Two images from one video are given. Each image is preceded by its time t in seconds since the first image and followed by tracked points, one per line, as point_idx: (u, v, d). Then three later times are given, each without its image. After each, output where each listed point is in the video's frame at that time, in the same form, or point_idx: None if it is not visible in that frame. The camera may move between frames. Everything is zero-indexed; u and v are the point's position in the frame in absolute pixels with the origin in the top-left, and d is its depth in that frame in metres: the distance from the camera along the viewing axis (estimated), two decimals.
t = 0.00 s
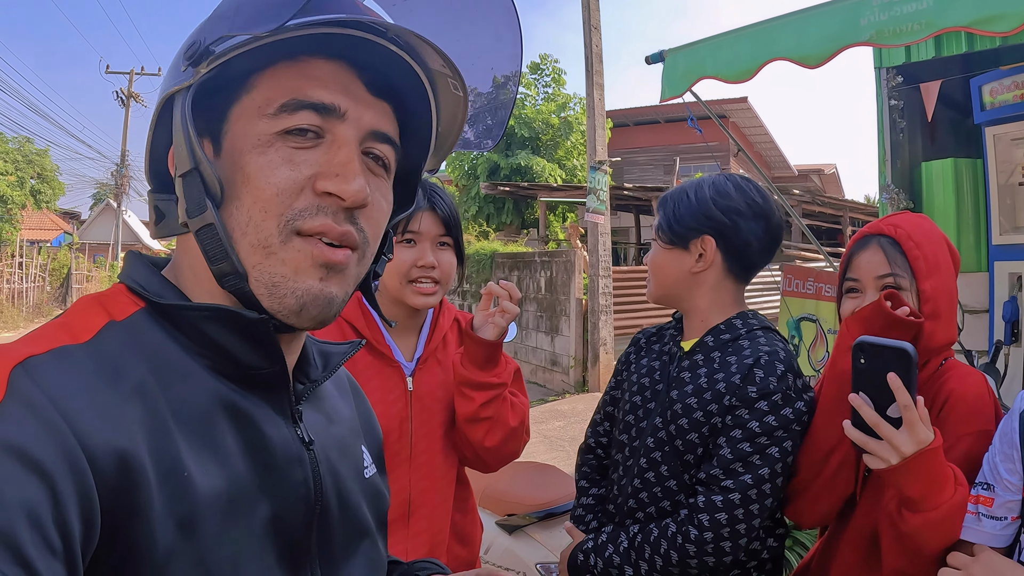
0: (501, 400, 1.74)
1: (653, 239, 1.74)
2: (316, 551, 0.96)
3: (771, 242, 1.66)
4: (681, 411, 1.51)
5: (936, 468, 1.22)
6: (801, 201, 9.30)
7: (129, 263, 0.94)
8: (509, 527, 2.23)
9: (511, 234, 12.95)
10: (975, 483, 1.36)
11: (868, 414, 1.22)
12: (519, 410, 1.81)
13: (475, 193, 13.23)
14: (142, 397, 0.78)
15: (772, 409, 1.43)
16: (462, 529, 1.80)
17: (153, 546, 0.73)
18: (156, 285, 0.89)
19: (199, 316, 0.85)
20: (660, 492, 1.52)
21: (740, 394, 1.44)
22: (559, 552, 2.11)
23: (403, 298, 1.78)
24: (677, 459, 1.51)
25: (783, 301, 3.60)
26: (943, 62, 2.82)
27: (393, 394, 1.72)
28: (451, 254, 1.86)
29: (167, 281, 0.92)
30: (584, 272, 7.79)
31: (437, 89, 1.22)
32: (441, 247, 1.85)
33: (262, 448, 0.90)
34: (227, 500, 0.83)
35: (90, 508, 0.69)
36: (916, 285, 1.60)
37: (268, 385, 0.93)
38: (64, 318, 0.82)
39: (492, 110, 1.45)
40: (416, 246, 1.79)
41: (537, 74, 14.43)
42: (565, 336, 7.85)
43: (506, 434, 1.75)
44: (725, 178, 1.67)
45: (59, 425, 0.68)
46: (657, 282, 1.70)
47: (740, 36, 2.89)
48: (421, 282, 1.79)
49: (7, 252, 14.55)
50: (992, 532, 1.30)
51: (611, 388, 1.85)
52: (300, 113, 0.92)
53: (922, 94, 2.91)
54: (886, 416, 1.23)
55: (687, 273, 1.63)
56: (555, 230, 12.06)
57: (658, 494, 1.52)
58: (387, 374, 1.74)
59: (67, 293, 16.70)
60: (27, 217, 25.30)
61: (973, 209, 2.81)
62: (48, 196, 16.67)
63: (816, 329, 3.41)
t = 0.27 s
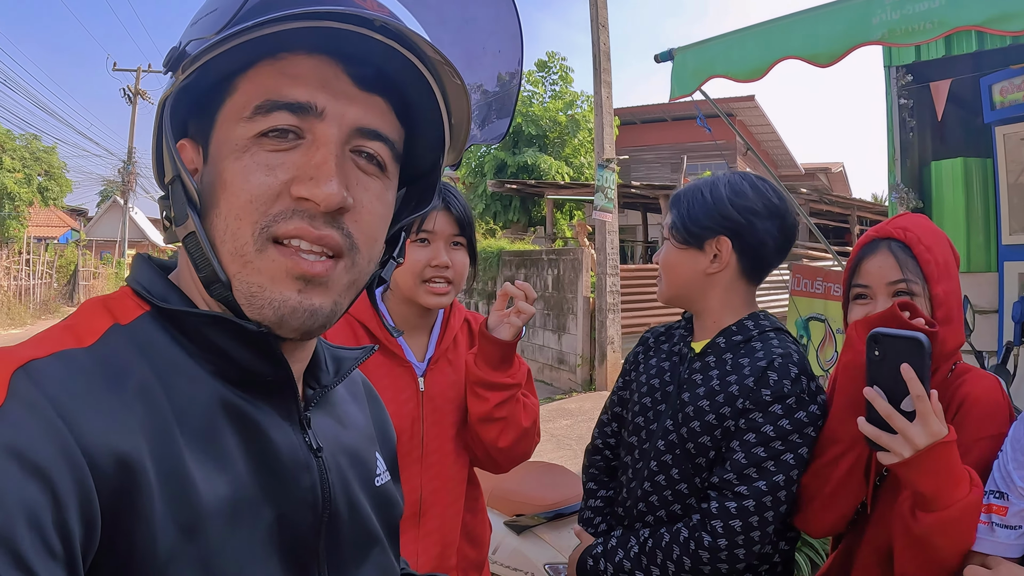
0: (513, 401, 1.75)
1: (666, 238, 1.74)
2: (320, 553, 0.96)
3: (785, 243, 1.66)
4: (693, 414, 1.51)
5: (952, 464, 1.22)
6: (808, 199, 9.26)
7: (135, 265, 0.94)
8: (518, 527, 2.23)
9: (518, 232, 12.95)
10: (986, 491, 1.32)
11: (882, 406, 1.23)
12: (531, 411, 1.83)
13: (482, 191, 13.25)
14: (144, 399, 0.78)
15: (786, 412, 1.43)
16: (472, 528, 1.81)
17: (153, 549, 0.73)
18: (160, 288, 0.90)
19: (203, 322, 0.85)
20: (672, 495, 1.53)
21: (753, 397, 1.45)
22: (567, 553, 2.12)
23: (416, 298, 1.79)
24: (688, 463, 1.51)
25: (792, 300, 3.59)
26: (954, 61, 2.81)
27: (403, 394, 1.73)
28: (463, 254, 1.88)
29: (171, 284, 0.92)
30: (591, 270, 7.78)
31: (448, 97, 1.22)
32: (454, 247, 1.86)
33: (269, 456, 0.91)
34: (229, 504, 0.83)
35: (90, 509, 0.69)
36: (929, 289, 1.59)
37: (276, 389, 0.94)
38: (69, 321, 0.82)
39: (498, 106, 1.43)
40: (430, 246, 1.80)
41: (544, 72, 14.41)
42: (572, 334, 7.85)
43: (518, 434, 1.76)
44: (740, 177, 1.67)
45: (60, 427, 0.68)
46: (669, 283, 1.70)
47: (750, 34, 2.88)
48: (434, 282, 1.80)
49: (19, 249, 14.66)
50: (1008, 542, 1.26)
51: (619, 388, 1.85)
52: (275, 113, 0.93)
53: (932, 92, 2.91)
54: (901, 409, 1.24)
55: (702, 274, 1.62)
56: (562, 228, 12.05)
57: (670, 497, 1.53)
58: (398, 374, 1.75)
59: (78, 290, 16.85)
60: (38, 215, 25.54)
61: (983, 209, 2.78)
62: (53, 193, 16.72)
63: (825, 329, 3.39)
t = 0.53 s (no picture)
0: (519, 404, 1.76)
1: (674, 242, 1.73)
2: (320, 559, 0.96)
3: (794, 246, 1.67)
4: (706, 418, 1.51)
5: (976, 475, 1.22)
6: (815, 199, 9.22)
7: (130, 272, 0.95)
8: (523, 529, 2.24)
9: (523, 232, 12.96)
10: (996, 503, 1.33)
11: (909, 415, 1.23)
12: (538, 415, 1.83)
13: (488, 190, 13.26)
14: (139, 408, 0.78)
15: (802, 417, 1.44)
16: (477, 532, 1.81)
17: (148, 557, 0.74)
18: (156, 295, 0.91)
19: (198, 329, 0.86)
20: (683, 500, 1.52)
21: (769, 402, 1.45)
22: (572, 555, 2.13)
23: (423, 301, 1.80)
24: (700, 467, 1.51)
25: (798, 302, 3.59)
26: (962, 61, 2.80)
27: (409, 397, 1.73)
28: (470, 257, 1.89)
29: (167, 290, 0.94)
30: (596, 269, 7.78)
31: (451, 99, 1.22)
32: (461, 250, 1.87)
33: (269, 466, 0.91)
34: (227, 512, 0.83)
35: (82, 518, 0.69)
36: (945, 289, 1.59)
37: (275, 394, 0.94)
38: (64, 328, 0.84)
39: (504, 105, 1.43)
40: (438, 249, 1.81)
41: (549, 71, 14.40)
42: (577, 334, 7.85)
43: (525, 439, 1.77)
44: (748, 182, 1.67)
45: (52, 438, 0.68)
46: (678, 287, 1.69)
47: (758, 33, 2.86)
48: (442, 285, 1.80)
49: (28, 248, 14.77)
50: (1016, 553, 1.26)
51: (621, 391, 1.85)
52: (280, 119, 0.94)
53: (940, 92, 2.90)
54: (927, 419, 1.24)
55: (712, 280, 1.62)
56: (567, 227, 12.04)
57: (681, 502, 1.52)
58: (404, 377, 1.75)
59: (86, 289, 16.98)
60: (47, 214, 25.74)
61: (989, 211, 2.76)
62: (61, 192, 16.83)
63: (832, 330, 3.38)
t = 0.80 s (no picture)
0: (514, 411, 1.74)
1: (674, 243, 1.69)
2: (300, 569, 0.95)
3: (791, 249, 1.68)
4: (705, 422, 1.50)
5: (958, 475, 1.23)
6: (818, 198, 9.19)
7: (82, 279, 0.94)
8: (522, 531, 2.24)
9: (527, 231, 12.96)
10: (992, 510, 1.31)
11: (886, 417, 1.24)
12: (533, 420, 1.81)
13: (492, 190, 13.27)
14: (103, 418, 0.78)
15: (803, 420, 1.43)
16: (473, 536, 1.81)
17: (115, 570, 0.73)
18: (112, 300, 0.90)
19: (161, 331, 0.85)
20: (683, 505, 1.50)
21: (771, 405, 1.44)
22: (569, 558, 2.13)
23: (415, 304, 1.79)
24: (700, 471, 1.50)
25: (800, 303, 3.59)
26: (964, 60, 2.78)
27: (401, 401, 1.74)
28: (464, 258, 1.87)
29: (123, 294, 0.92)
30: (599, 269, 7.77)
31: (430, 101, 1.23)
32: (454, 251, 1.85)
33: (236, 464, 0.89)
34: (198, 521, 0.82)
35: (44, 536, 0.69)
36: (942, 300, 1.58)
37: (245, 391, 0.92)
38: (17, 340, 0.82)
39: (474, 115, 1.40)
40: (430, 251, 1.80)
41: (553, 71, 14.38)
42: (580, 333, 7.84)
43: (519, 444, 1.75)
44: (751, 184, 1.67)
45: (11, 457, 0.68)
46: (676, 289, 1.66)
47: (759, 32, 2.85)
48: (433, 287, 1.79)
49: (32, 248, 14.83)
50: (1013, 561, 1.24)
51: (616, 395, 1.83)
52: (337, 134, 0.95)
53: (943, 92, 2.87)
54: (905, 420, 1.25)
55: (714, 282, 1.61)
56: (571, 227, 12.04)
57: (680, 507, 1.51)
58: (397, 381, 1.77)
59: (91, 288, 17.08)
60: (53, 213, 25.90)
61: (994, 212, 2.74)
62: (67, 192, 16.91)
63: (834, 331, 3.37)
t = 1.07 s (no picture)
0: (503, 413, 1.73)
1: (682, 244, 1.60)
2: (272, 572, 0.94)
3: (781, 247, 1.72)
4: (699, 421, 1.49)
5: (921, 460, 1.21)
6: (822, 198, 9.16)
7: (35, 277, 0.89)
8: (516, 532, 2.23)
9: (530, 230, 12.94)
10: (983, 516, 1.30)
11: (850, 403, 1.21)
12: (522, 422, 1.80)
13: (495, 189, 13.26)
14: (64, 421, 0.75)
15: (800, 419, 1.44)
16: (461, 541, 1.74)
17: None
18: (69, 299, 0.86)
19: (122, 326, 0.83)
20: (675, 507, 1.48)
21: (768, 404, 1.44)
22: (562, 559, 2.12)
23: (404, 304, 1.78)
24: (693, 472, 1.48)
25: (801, 302, 3.57)
26: (968, 58, 2.76)
27: (388, 402, 1.73)
28: (453, 256, 1.84)
29: (81, 293, 0.88)
30: (602, 268, 7.75)
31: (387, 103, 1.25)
32: (443, 250, 1.82)
33: (199, 460, 0.88)
34: (162, 521, 0.81)
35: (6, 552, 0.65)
36: (922, 304, 1.58)
37: (201, 390, 0.91)
38: None
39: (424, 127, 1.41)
40: (417, 250, 1.78)
41: (557, 69, 14.36)
42: (582, 333, 7.83)
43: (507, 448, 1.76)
44: (753, 185, 1.67)
45: None
46: (688, 294, 1.58)
47: (759, 29, 2.83)
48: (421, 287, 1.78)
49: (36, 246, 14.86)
50: (1004, 569, 1.23)
51: (603, 398, 1.80)
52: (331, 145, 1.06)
53: (946, 91, 2.85)
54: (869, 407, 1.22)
55: (733, 285, 1.58)
56: (574, 226, 12.02)
57: (671, 509, 1.48)
58: (385, 381, 1.76)
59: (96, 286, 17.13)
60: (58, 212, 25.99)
61: (997, 211, 2.72)
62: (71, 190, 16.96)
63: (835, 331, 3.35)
